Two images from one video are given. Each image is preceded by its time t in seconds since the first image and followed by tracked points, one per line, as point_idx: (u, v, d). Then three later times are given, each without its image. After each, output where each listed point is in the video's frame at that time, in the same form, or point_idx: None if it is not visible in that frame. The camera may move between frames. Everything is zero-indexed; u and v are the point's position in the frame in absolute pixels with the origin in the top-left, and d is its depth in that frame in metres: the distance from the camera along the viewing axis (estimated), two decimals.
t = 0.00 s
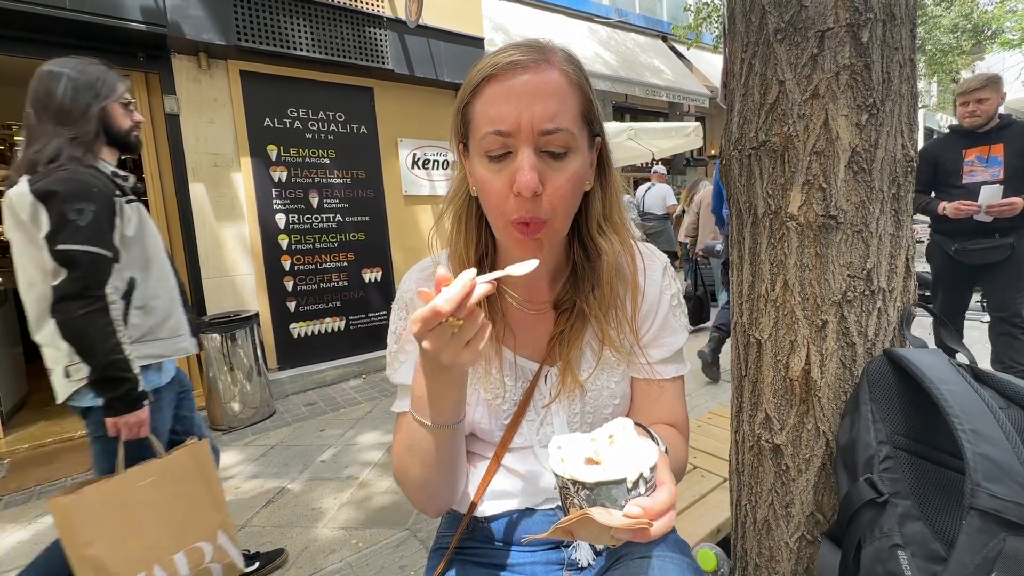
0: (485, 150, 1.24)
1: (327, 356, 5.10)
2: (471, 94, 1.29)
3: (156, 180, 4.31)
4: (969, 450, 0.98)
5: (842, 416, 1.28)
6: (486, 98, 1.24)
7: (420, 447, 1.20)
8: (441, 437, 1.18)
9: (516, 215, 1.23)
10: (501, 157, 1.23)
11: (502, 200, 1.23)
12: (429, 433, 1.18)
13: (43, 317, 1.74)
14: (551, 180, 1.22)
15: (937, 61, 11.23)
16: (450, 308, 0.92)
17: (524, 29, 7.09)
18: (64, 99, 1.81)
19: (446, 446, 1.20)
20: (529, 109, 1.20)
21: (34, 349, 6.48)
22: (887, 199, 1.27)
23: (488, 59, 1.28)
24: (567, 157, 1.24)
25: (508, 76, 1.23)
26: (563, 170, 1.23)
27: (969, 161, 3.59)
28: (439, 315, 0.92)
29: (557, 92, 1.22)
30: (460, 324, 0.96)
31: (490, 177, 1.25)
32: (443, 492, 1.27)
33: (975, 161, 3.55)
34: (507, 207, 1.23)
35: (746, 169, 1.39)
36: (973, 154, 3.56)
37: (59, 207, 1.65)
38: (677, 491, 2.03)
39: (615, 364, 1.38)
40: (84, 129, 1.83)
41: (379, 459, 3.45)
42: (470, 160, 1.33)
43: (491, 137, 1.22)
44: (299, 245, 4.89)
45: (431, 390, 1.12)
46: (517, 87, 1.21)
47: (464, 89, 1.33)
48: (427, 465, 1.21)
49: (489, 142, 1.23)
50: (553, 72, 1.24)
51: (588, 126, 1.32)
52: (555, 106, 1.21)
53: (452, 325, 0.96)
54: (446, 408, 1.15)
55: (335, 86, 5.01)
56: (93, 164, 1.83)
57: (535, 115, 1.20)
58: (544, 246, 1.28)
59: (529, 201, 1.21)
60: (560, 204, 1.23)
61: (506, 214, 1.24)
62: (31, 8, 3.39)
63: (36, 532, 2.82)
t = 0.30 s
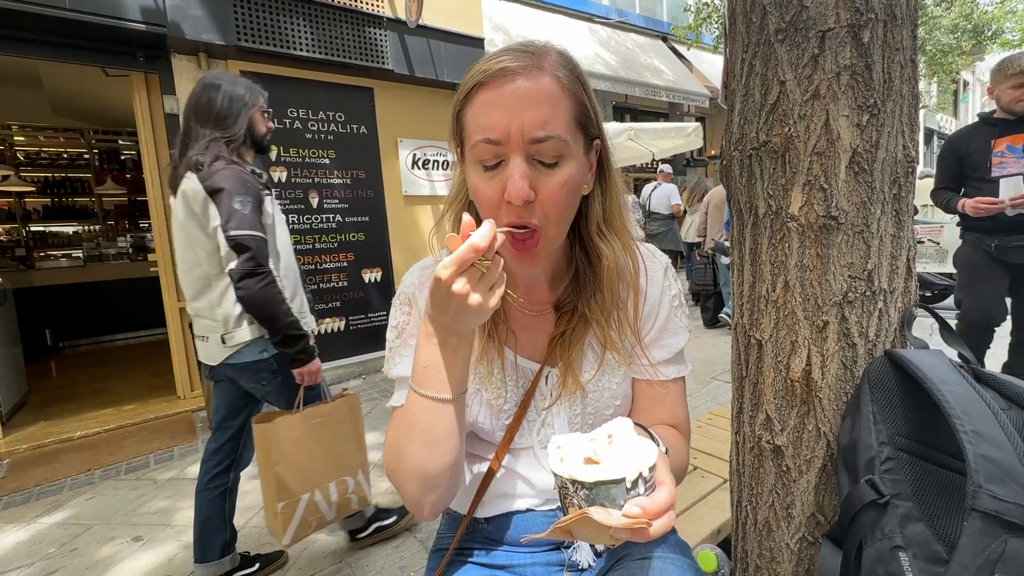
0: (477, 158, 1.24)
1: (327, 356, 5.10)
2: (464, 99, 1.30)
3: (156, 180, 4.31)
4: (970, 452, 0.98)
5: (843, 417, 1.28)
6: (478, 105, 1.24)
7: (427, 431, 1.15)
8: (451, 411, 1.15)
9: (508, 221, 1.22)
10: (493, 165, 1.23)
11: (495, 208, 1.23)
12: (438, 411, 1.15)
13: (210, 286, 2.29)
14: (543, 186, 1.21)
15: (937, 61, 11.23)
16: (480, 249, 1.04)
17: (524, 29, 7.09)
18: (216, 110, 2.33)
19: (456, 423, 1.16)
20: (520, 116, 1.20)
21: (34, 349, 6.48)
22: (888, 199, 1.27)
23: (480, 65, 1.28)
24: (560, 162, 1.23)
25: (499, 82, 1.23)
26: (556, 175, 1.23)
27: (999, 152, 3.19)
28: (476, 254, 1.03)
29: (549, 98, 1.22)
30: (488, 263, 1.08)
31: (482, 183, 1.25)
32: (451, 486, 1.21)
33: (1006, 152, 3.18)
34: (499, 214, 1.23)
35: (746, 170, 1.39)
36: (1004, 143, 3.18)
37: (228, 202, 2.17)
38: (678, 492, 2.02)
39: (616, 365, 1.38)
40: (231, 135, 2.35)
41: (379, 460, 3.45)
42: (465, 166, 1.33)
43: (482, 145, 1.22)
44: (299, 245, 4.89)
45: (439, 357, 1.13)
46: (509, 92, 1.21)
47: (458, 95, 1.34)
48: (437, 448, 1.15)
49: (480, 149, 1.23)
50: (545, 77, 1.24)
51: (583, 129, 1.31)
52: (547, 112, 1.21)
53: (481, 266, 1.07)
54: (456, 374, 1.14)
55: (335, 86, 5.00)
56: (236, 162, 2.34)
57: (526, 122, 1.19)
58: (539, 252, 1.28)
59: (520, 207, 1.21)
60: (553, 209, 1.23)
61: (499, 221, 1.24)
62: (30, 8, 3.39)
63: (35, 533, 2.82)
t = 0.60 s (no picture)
0: (474, 160, 1.24)
1: (327, 356, 5.10)
2: (461, 101, 1.30)
3: (156, 180, 4.30)
4: (970, 454, 0.98)
5: (843, 418, 1.28)
6: (473, 107, 1.24)
7: (422, 427, 1.14)
8: (447, 406, 1.15)
9: (504, 222, 1.22)
10: (490, 168, 1.23)
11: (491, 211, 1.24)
12: (433, 407, 1.14)
13: (347, 274, 2.73)
14: (539, 188, 1.21)
15: (936, 62, 11.25)
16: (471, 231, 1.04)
17: (524, 29, 7.10)
18: (355, 117, 2.70)
19: (451, 419, 1.16)
20: (515, 118, 1.19)
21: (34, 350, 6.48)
22: (888, 200, 1.27)
23: (476, 67, 1.28)
24: (556, 164, 1.23)
25: (495, 84, 1.23)
26: (552, 177, 1.22)
27: None
28: (470, 234, 1.03)
29: (545, 100, 1.22)
30: (483, 249, 1.07)
31: (479, 185, 1.25)
32: (449, 484, 1.20)
33: None
34: (495, 216, 1.23)
35: (746, 171, 1.39)
36: None
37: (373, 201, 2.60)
38: (678, 493, 2.02)
39: (617, 366, 1.38)
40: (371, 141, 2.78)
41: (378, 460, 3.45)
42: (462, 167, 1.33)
43: (478, 147, 1.22)
44: (299, 245, 4.89)
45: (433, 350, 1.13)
46: (504, 94, 1.21)
47: (455, 96, 1.34)
48: (433, 445, 1.15)
49: (476, 152, 1.23)
50: (541, 79, 1.24)
51: (580, 130, 1.31)
52: (542, 114, 1.20)
53: (475, 249, 1.07)
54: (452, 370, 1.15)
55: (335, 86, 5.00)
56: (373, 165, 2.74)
57: (521, 125, 1.19)
58: (537, 254, 1.28)
59: (516, 209, 1.21)
60: (550, 211, 1.23)
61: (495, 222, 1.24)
62: (30, 9, 3.39)
63: (35, 533, 2.82)
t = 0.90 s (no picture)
0: (473, 165, 1.24)
1: (326, 357, 5.10)
2: (458, 105, 1.30)
3: (156, 180, 4.30)
4: (968, 457, 0.97)
5: (842, 421, 1.28)
6: (471, 111, 1.24)
7: (422, 434, 1.14)
8: (447, 414, 1.15)
9: (504, 227, 1.22)
10: (488, 172, 1.23)
11: (490, 215, 1.24)
12: (434, 414, 1.14)
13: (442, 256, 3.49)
14: (538, 193, 1.21)
15: (935, 63, 11.27)
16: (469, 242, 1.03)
17: (523, 30, 7.09)
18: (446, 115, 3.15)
19: (451, 426, 1.16)
20: (513, 124, 1.19)
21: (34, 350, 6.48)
22: (887, 202, 1.27)
23: (474, 71, 1.28)
24: (555, 168, 1.23)
25: (493, 89, 1.23)
26: (551, 181, 1.22)
27: None
28: (468, 244, 1.03)
29: (543, 105, 1.22)
30: (483, 258, 1.06)
31: (478, 189, 1.25)
32: (449, 489, 1.20)
33: None
34: (495, 221, 1.23)
35: (745, 172, 1.39)
36: None
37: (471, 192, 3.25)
38: (677, 494, 2.02)
39: (616, 368, 1.38)
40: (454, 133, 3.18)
41: (378, 460, 3.45)
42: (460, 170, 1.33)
43: (477, 152, 1.22)
44: (298, 246, 4.89)
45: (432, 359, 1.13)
46: (502, 99, 1.21)
47: (452, 99, 1.33)
48: (433, 453, 1.15)
49: (475, 156, 1.23)
50: (539, 83, 1.24)
51: (578, 134, 1.31)
52: (540, 118, 1.20)
53: (474, 259, 1.06)
54: (454, 378, 1.14)
55: (334, 87, 5.00)
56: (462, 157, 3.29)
57: (519, 129, 1.19)
58: (536, 258, 1.28)
59: (515, 214, 1.20)
60: (549, 216, 1.23)
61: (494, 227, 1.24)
62: (30, 10, 3.39)
63: (34, 534, 2.82)
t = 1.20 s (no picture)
0: (473, 167, 1.24)
1: (326, 357, 5.10)
2: (459, 107, 1.29)
3: (155, 181, 4.30)
4: (969, 459, 0.97)
5: (842, 422, 1.28)
6: (473, 113, 1.24)
7: (420, 442, 1.14)
8: (445, 420, 1.15)
9: (506, 230, 1.22)
10: (489, 174, 1.23)
11: (491, 218, 1.24)
12: (432, 420, 1.14)
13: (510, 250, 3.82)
14: (540, 195, 1.21)
15: (934, 63, 11.29)
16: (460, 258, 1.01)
17: (523, 30, 7.10)
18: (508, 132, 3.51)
19: (449, 433, 1.16)
20: (515, 126, 1.19)
21: (35, 350, 6.48)
22: (886, 203, 1.27)
23: (476, 73, 1.28)
24: (556, 170, 1.23)
25: (495, 90, 1.22)
26: (552, 183, 1.22)
27: None
28: (459, 261, 1.00)
29: (544, 106, 1.21)
30: (475, 272, 1.04)
31: (479, 192, 1.24)
32: (448, 493, 1.21)
33: None
34: (497, 223, 1.23)
35: (745, 173, 1.39)
36: None
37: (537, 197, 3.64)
38: (677, 495, 2.02)
39: (616, 370, 1.38)
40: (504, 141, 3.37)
41: (378, 461, 3.45)
42: (460, 172, 1.32)
43: (478, 154, 1.22)
44: (298, 246, 4.89)
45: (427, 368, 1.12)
46: (504, 100, 1.21)
47: (453, 101, 1.33)
48: (432, 458, 1.15)
49: (476, 158, 1.22)
50: (540, 85, 1.24)
51: (579, 135, 1.31)
52: (542, 121, 1.20)
53: (466, 273, 1.04)
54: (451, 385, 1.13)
55: (334, 87, 5.00)
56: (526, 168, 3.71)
57: (520, 132, 1.19)
58: (537, 261, 1.27)
59: (516, 217, 1.20)
60: (551, 218, 1.23)
61: (496, 229, 1.24)
62: (29, 10, 3.39)
63: (34, 534, 2.81)
